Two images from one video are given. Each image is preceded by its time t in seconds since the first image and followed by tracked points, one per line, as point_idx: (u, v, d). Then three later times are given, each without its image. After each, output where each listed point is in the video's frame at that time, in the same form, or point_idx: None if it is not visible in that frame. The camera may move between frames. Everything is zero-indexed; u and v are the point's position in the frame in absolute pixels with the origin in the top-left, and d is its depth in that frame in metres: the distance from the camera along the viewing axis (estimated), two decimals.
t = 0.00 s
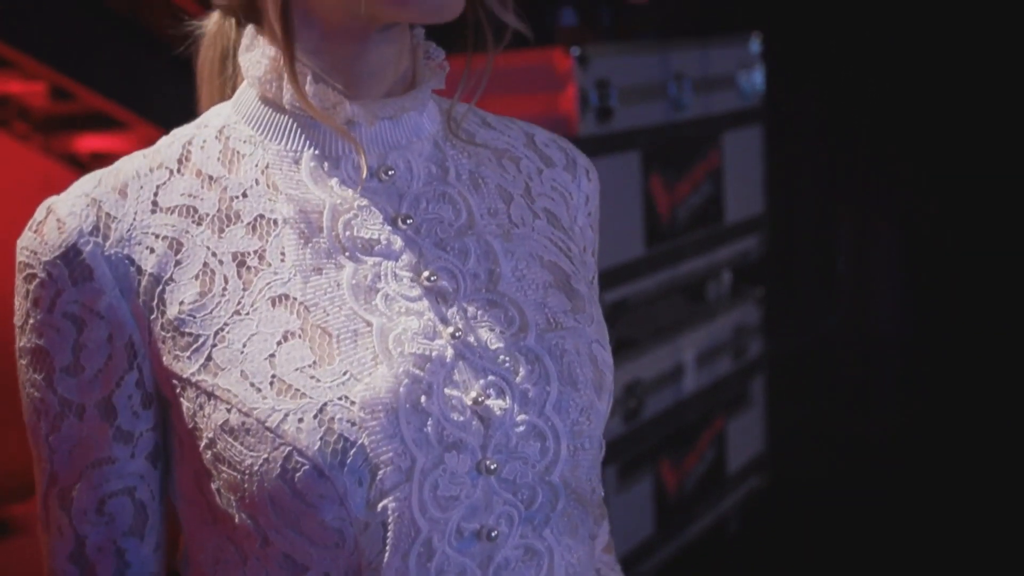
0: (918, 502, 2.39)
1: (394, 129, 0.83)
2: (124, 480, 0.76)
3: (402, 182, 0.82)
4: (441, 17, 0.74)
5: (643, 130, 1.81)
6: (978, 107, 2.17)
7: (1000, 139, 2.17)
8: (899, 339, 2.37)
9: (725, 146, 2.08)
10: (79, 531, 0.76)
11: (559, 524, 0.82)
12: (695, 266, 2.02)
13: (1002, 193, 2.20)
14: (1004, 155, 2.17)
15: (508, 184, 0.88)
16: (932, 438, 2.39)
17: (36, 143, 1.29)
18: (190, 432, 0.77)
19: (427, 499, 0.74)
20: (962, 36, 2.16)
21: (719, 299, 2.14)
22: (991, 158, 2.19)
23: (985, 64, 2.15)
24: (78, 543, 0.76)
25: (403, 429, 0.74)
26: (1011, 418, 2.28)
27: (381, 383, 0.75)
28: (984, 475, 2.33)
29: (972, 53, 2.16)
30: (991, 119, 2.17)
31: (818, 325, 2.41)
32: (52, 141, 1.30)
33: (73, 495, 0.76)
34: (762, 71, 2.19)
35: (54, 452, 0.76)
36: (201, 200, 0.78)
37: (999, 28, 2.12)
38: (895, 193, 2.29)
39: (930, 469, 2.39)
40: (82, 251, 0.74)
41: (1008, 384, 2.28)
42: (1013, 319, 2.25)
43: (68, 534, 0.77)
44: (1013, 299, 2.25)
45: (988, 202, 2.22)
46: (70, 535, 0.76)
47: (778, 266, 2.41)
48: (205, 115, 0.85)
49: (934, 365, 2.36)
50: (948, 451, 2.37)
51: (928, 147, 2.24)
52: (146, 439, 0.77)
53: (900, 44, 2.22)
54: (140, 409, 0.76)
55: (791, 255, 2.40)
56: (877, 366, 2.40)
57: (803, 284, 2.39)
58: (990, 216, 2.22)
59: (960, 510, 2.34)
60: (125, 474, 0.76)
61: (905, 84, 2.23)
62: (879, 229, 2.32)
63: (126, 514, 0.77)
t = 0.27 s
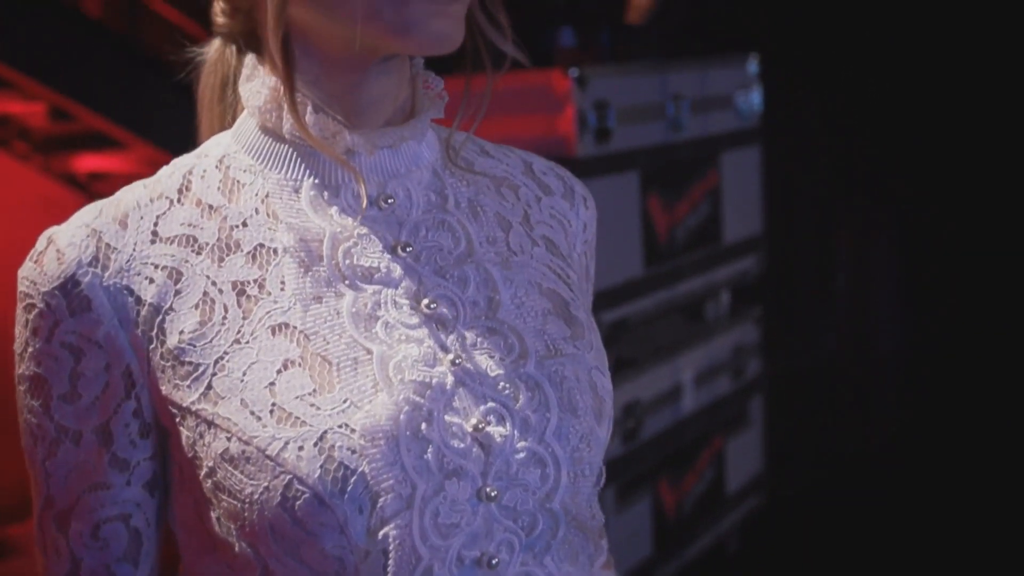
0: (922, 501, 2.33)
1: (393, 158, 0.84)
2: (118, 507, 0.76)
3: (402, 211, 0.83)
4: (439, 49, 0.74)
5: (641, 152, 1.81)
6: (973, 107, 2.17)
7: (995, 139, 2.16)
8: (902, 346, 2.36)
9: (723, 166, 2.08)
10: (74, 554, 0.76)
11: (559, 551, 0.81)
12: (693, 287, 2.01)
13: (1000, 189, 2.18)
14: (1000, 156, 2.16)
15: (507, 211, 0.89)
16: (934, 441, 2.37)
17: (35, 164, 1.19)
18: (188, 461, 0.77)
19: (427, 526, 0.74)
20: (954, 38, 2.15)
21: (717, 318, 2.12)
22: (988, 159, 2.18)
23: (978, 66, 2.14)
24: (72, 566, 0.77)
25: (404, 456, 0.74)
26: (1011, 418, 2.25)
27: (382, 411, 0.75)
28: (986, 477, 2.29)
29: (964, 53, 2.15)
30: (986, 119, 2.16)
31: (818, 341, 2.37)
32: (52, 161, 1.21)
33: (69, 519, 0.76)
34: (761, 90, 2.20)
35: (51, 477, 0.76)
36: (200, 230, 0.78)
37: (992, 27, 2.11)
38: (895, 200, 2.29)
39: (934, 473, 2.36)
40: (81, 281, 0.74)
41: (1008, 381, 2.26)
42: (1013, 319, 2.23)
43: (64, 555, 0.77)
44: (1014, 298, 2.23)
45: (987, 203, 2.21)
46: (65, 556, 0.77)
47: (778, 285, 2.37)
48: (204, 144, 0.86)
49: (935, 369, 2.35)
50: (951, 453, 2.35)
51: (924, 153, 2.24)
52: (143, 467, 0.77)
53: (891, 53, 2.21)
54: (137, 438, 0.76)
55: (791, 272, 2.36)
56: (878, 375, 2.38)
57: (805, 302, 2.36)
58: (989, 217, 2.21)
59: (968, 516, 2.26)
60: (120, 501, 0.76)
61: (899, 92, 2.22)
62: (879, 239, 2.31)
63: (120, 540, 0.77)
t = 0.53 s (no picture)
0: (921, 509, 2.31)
1: (389, 181, 0.84)
2: (114, 528, 0.77)
3: (399, 232, 0.83)
4: (431, 74, 0.75)
5: (638, 168, 1.82)
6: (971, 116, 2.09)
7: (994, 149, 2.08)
8: (901, 359, 2.29)
9: (719, 182, 2.08)
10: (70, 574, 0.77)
11: (559, 571, 0.81)
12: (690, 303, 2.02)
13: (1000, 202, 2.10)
14: (1000, 165, 2.09)
15: (503, 232, 0.89)
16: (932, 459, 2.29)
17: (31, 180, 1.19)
18: (185, 482, 0.77)
19: (427, 547, 0.74)
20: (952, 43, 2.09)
21: (713, 334, 2.13)
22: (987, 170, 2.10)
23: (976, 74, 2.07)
24: None
25: (403, 477, 0.74)
26: (1011, 417, 2.17)
27: (381, 431, 0.75)
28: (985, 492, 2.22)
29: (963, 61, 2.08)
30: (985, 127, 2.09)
31: (814, 358, 2.36)
32: (49, 174, 1.22)
33: (65, 539, 0.77)
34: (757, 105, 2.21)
35: (48, 497, 0.76)
36: (198, 253, 0.79)
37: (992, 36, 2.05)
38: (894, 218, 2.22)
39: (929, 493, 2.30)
40: (77, 305, 0.75)
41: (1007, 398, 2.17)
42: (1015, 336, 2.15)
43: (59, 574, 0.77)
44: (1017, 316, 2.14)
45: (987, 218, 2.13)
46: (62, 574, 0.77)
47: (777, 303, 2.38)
48: (202, 168, 0.87)
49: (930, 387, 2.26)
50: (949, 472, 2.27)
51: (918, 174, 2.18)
52: (139, 490, 0.77)
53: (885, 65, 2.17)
54: (134, 460, 0.77)
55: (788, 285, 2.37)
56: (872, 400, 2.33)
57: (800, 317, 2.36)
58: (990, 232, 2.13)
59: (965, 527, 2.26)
60: (116, 523, 0.77)
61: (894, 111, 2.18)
62: (874, 258, 2.26)
63: (116, 561, 0.77)
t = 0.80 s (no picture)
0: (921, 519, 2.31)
1: (388, 208, 0.85)
2: (114, 560, 0.76)
3: (397, 258, 0.84)
4: (426, 106, 0.76)
5: (636, 187, 1.82)
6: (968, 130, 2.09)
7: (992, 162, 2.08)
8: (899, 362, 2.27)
9: (717, 203, 2.09)
10: None
11: None
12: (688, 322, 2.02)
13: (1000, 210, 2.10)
14: (998, 179, 2.09)
15: (501, 258, 0.90)
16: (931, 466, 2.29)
17: (29, 198, 1.30)
18: (185, 509, 0.77)
19: (427, 572, 0.74)
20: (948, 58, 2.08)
21: (711, 353, 2.13)
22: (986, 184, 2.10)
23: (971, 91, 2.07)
24: None
25: (403, 502, 0.75)
26: (1011, 417, 2.17)
27: (380, 455, 0.75)
28: (985, 499, 2.22)
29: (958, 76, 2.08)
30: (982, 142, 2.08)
31: (812, 377, 2.35)
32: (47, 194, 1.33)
33: (65, 570, 0.77)
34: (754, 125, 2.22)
35: (46, 531, 0.77)
36: (198, 280, 0.79)
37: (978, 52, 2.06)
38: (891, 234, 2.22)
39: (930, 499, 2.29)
40: (79, 331, 0.75)
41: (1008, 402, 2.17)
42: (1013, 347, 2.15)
43: None
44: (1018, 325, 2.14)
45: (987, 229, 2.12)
46: None
47: (774, 322, 2.36)
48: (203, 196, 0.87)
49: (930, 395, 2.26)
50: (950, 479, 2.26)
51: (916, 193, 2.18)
52: (139, 518, 0.77)
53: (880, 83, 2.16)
54: (135, 488, 0.77)
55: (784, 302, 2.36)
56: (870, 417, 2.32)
57: (798, 335, 2.35)
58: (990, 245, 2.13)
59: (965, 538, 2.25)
60: (116, 553, 0.76)
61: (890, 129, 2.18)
62: (871, 279, 2.25)
63: None
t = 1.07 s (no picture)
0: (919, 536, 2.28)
1: (387, 235, 0.86)
2: None
3: (397, 284, 0.84)
4: (422, 137, 0.77)
5: (635, 207, 1.83)
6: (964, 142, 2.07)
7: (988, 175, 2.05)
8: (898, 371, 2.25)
9: (715, 223, 2.09)
10: None
11: None
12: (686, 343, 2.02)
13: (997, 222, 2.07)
14: (995, 191, 2.06)
15: (500, 283, 0.90)
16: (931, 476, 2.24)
17: (29, 217, 1.22)
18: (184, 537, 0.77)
19: None
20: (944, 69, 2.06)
21: (709, 373, 2.13)
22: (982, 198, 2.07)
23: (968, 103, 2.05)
24: None
25: (403, 526, 0.74)
26: (1011, 418, 2.12)
27: (381, 479, 0.75)
28: (985, 504, 2.17)
29: (955, 87, 2.06)
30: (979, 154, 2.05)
31: (808, 399, 2.34)
32: (43, 213, 1.24)
33: None
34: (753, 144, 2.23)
35: (45, 564, 0.77)
36: (199, 305, 0.80)
37: (976, 63, 2.03)
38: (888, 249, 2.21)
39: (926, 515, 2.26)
40: (82, 355, 0.76)
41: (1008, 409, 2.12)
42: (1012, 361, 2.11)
43: None
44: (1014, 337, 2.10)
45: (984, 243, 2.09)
46: None
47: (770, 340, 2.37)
48: (203, 223, 0.88)
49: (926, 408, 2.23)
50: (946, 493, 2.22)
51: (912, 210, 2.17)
52: (142, 546, 0.77)
53: (876, 100, 2.16)
54: (137, 515, 0.77)
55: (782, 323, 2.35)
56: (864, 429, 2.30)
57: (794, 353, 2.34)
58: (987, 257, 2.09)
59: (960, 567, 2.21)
60: None
61: (888, 147, 2.17)
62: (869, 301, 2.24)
63: None
